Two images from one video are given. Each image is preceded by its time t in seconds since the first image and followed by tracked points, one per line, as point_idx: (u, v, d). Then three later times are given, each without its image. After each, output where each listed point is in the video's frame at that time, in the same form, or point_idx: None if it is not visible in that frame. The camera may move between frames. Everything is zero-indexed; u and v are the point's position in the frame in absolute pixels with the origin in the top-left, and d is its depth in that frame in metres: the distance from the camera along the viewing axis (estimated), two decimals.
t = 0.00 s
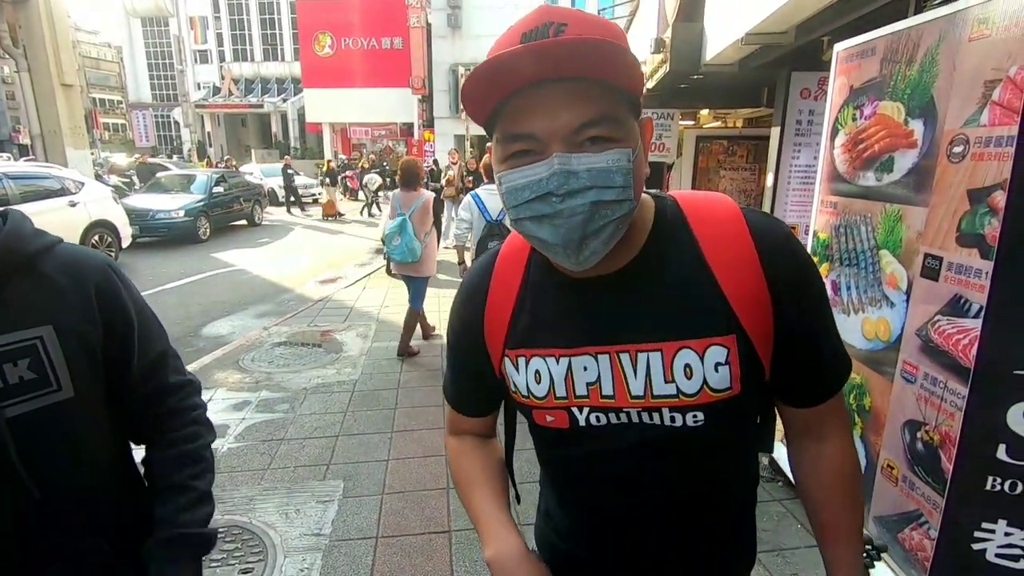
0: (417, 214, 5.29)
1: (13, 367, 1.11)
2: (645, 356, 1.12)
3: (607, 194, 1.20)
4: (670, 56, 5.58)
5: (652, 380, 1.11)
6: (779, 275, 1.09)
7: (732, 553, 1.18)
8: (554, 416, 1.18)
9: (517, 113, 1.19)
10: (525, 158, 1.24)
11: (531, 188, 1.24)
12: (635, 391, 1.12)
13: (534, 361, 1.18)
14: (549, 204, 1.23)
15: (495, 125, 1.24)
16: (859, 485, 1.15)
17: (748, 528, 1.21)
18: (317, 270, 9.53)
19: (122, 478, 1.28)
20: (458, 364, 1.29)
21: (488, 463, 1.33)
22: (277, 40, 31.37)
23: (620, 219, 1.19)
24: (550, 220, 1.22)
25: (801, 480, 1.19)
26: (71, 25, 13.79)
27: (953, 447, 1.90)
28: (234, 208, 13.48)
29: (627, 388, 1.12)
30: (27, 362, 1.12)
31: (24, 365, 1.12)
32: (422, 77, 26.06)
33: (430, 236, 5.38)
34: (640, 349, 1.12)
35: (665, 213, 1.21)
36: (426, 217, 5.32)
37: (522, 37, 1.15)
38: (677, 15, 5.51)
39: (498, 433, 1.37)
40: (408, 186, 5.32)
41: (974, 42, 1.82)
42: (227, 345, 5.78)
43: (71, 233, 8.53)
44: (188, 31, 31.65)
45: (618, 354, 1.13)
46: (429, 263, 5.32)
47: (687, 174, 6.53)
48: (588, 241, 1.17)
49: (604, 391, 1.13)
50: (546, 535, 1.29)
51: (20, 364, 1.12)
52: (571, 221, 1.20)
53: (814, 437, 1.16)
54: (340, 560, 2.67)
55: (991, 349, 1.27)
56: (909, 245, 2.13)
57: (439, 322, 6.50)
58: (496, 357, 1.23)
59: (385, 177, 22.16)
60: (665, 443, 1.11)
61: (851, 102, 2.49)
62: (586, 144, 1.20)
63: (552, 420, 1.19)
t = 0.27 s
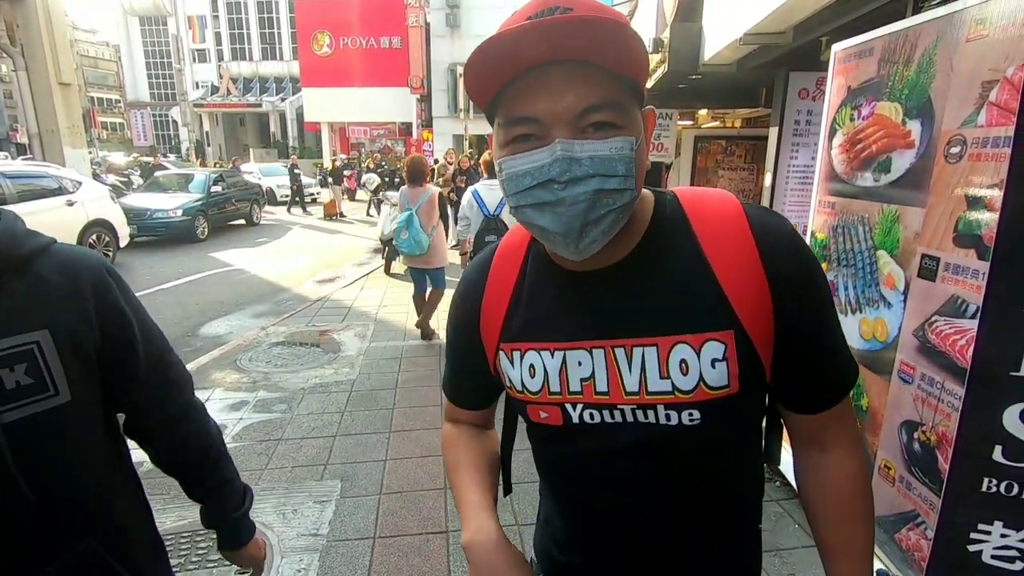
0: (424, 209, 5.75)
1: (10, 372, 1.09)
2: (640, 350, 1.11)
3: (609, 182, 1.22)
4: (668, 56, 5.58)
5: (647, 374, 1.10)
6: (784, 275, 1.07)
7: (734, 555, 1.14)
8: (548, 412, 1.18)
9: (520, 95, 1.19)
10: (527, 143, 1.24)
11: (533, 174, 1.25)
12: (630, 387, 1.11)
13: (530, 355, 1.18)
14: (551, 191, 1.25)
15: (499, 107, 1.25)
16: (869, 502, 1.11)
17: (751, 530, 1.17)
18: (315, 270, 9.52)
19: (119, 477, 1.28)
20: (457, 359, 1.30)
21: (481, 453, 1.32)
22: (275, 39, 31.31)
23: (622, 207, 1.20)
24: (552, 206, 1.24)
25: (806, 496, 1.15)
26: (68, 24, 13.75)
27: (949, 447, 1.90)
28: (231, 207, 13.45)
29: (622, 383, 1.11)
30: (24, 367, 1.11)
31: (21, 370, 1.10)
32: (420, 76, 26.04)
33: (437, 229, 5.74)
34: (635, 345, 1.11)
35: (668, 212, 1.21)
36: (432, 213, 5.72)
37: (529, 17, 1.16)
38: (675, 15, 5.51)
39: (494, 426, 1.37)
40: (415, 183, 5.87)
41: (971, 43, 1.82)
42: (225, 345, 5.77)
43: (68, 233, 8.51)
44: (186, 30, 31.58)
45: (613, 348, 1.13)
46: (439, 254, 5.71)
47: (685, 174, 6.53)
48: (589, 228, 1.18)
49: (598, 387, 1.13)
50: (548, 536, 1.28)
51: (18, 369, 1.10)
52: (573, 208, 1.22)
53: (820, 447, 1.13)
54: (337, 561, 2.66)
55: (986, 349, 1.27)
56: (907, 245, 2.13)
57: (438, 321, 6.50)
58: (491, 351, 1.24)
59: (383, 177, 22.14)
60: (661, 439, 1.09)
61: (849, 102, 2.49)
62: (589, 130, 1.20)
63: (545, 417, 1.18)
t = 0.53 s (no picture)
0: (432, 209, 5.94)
1: None
2: (630, 340, 1.11)
3: (601, 178, 1.22)
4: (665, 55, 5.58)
5: (637, 365, 1.10)
6: (775, 268, 1.07)
7: (731, 549, 1.14)
8: (543, 407, 1.18)
9: (511, 97, 1.20)
10: (518, 143, 1.26)
11: (525, 173, 1.25)
12: (621, 377, 1.11)
13: (524, 351, 1.18)
14: (544, 189, 1.24)
15: (491, 110, 1.26)
16: (865, 495, 1.10)
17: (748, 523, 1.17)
18: (314, 270, 9.51)
19: (114, 479, 1.26)
20: (456, 357, 1.32)
21: (476, 446, 1.30)
22: (273, 38, 31.26)
23: (614, 203, 1.20)
24: (545, 204, 1.23)
25: (803, 490, 1.14)
26: (65, 23, 13.71)
27: (946, 447, 1.91)
28: (230, 207, 13.43)
29: (613, 372, 1.11)
30: (12, 371, 1.09)
31: (10, 374, 1.09)
32: (419, 76, 26.01)
33: (446, 227, 5.99)
34: (627, 336, 1.12)
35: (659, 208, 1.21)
36: (439, 215, 5.95)
37: (518, 21, 1.17)
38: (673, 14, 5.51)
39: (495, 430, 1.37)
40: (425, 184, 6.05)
41: (968, 42, 1.82)
42: (223, 345, 5.76)
43: (66, 233, 8.49)
44: (184, 29, 31.56)
45: (604, 340, 1.13)
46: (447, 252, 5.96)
47: (684, 173, 6.53)
48: (583, 223, 1.17)
49: (590, 378, 1.13)
50: (548, 535, 1.28)
51: (6, 373, 1.08)
52: (566, 204, 1.21)
53: (814, 440, 1.12)
54: (335, 561, 2.66)
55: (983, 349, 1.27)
56: (904, 245, 2.13)
57: (437, 320, 6.50)
58: (486, 348, 1.24)
59: (382, 176, 22.14)
60: (653, 429, 1.09)
61: (846, 102, 2.49)
62: (580, 130, 1.22)
63: (540, 412, 1.19)
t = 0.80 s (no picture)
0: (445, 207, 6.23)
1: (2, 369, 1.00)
2: (632, 324, 1.12)
3: (606, 170, 1.22)
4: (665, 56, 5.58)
5: (639, 347, 1.11)
6: (772, 267, 1.08)
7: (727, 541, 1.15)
8: (545, 389, 1.18)
9: (521, 96, 1.22)
10: (528, 137, 1.27)
11: (535, 164, 1.27)
12: (622, 359, 1.12)
13: (529, 333, 1.19)
14: (552, 179, 1.25)
15: (502, 110, 1.27)
16: (857, 484, 1.12)
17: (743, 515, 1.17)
18: (313, 270, 9.52)
19: (121, 482, 1.17)
20: (457, 353, 1.32)
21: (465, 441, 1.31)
22: (273, 38, 31.24)
23: (621, 191, 1.20)
24: (553, 194, 1.23)
25: (797, 480, 1.16)
26: (64, 22, 13.70)
27: (946, 448, 1.91)
28: (229, 206, 13.44)
29: (615, 355, 1.12)
30: (17, 363, 1.02)
31: (14, 367, 1.01)
32: (418, 75, 26.02)
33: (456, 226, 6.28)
34: (629, 319, 1.12)
35: (660, 205, 1.21)
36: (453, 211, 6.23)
37: (527, 23, 1.18)
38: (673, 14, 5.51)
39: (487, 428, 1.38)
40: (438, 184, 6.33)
41: (970, 43, 1.82)
42: (222, 345, 5.76)
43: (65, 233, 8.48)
44: (183, 28, 31.55)
45: (608, 324, 1.13)
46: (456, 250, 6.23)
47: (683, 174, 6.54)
48: (588, 213, 1.17)
49: (593, 361, 1.13)
50: (545, 528, 1.27)
51: (11, 365, 1.01)
52: (573, 193, 1.21)
53: (806, 429, 1.14)
54: (335, 561, 2.66)
55: (984, 350, 1.27)
56: (904, 246, 2.13)
57: (436, 320, 6.51)
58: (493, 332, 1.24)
59: (381, 176, 22.16)
60: (654, 414, 1.09)
61: (847, 103, 2.50)
62: (586, 124, 1.23)
63: (542, 394, 1.18)
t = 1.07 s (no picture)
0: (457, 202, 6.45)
1: (77, 352, 1.10)
2: (651, 310, 1.16)
3: (630, 146, 1.26)
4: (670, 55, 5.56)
5: (658, 333, 1.15)
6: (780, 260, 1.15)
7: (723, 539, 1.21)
8: (559, 375, 1.21)
9: (556, 69, 1.25)
10: (559, 112, 1.30)
11: (563, 137, 1.28)
12: (640, 345, 1.15)
13: (544, 319, 1.22)
14: (578, 151, 1.28)
15: (533, 84, 1.31)
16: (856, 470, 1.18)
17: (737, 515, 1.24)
18: (316, 267, 9.51)
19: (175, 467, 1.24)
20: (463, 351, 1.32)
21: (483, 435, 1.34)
22: (277, 35, 31.23)
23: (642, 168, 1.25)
24: (579, 164, 1.27)
25: (794, 467, 1.21)
26: (69, 19, 13.72)
27: (954, 451, 1.90)
28: (232, 203, 13.44)
29: (632, 341, 1.16)
30: (89, 348, 1.11)
31: (87, 351, 1.11)
32: (422, 73, 25.99)
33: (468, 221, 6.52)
34: (648, 305, 1.17)
35: (674, 202, 1.25)
36: (463, 208, 6.48)
37: None
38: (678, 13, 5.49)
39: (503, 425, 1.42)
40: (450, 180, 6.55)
41: (980, 43, 1.81)
42: (225, 342, 5.76)
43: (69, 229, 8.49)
44: (188, 25, 31.58)
45: (625, 310, 1.18)
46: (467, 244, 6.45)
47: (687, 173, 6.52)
48: (610, 186, 1.22)
49: (609, 347, 1.17)
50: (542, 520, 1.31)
51: (82, 351, 1.10)
52: (599, 164, 1.24)
53: (806, 416, 1.20)
54: (338, 559, 2.66)
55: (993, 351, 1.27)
56: (911, 247, 2.12)
57: (439, 318, 6.51)
58: (502, 322, 1.27)
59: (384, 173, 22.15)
60: (672, 393, 1.14)
61: (854, 103, 2.48)
62: (613, 102, 1.27)
63: (556, 380, 1.21)
